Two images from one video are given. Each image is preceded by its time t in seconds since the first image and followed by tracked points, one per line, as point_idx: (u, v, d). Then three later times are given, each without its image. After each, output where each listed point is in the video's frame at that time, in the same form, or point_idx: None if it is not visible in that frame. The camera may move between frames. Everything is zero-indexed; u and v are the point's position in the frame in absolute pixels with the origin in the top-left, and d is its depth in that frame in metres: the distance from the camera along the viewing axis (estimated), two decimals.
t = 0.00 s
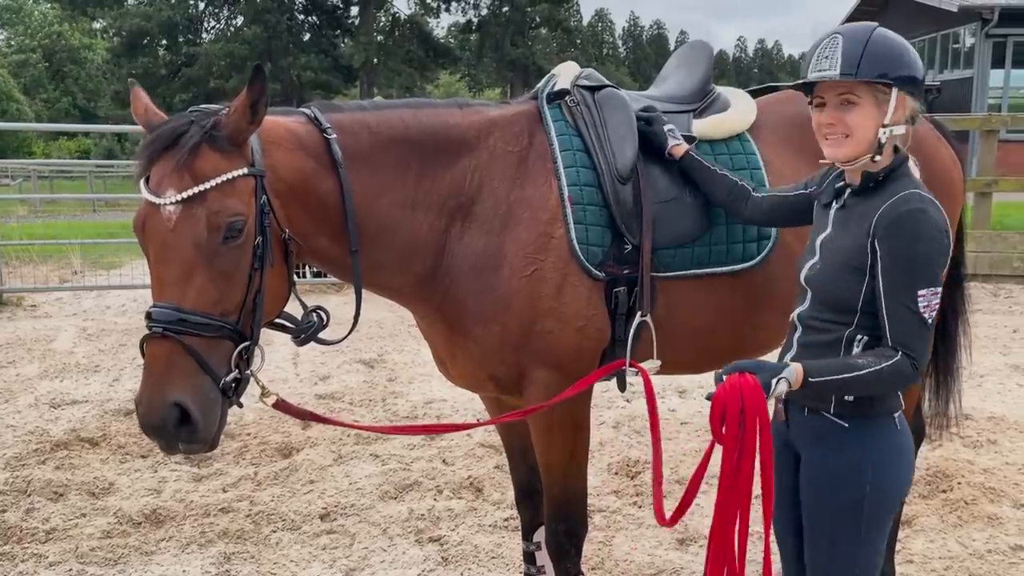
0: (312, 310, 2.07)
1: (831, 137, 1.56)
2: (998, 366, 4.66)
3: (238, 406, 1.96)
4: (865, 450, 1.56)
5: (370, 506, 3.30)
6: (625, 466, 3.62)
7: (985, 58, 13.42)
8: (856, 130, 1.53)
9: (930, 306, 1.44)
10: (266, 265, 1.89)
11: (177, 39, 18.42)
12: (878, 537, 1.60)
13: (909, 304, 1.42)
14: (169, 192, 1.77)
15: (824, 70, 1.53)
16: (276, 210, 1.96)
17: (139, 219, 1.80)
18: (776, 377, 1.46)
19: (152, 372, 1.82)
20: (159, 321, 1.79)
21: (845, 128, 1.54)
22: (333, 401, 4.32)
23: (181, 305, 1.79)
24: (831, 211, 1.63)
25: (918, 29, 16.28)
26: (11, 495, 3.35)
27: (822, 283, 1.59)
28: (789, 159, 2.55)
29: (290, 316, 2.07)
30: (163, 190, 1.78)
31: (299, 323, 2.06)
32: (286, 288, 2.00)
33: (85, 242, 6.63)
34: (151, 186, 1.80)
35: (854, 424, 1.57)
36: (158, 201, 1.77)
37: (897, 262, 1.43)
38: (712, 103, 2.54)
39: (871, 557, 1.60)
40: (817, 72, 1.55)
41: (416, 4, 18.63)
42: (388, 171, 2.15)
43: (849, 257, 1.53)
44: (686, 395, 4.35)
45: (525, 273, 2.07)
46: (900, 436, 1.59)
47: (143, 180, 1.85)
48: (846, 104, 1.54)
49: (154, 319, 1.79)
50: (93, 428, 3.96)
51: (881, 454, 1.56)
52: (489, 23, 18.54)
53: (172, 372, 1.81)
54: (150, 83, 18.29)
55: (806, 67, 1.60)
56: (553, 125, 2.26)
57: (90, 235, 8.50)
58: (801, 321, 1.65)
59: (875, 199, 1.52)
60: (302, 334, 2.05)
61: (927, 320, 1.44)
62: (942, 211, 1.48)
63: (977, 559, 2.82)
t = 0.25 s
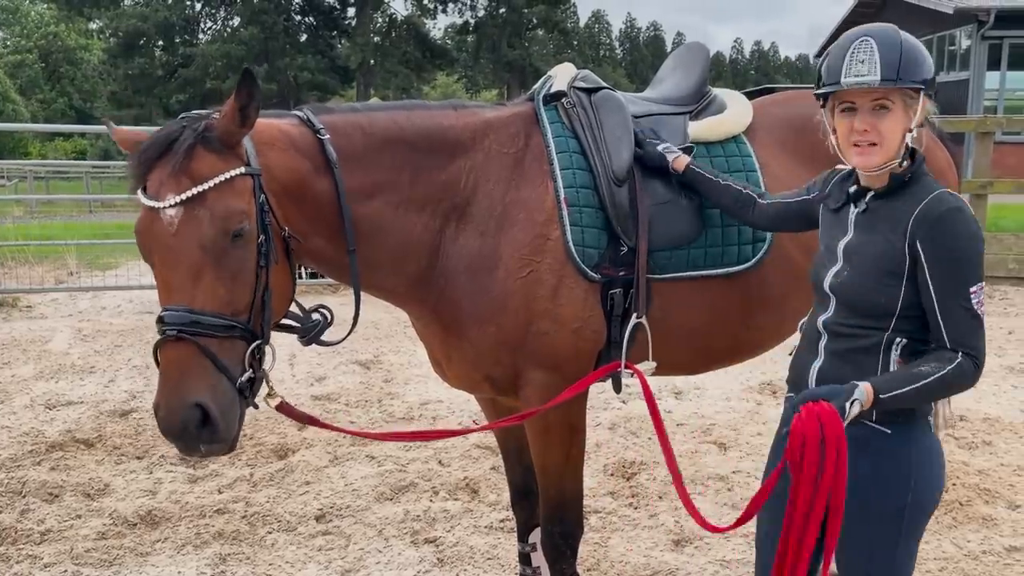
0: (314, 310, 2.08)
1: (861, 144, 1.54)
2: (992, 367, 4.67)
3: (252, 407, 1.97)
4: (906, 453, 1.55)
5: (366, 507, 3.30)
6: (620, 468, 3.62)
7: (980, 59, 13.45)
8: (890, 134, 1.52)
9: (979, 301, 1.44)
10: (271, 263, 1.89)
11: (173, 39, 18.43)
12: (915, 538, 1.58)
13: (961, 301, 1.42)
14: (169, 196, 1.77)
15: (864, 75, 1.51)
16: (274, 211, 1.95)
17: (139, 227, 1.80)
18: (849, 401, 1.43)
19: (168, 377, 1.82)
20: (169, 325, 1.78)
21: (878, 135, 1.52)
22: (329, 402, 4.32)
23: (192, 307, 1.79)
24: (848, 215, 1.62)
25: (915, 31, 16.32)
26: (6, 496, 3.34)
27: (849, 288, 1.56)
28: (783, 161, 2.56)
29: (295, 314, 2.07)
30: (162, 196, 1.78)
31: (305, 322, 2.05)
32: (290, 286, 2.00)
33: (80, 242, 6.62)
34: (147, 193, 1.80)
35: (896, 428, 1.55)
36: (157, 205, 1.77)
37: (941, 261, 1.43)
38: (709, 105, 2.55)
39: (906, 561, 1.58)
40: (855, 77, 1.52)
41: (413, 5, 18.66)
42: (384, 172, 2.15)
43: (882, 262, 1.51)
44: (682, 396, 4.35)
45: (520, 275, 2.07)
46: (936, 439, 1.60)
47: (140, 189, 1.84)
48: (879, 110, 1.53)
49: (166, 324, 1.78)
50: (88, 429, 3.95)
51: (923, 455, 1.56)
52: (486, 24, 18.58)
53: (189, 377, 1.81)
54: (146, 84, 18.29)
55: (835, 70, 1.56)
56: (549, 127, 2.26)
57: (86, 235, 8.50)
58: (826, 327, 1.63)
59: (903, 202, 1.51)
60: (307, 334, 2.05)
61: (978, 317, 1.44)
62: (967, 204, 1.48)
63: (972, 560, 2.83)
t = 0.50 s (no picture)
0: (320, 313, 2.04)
1: (873, 149, 1.54)
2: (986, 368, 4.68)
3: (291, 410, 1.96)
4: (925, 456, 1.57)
5: (361, 508, 3.30)
6: (616, 469, 3.63)
7: (975, 61, 13.49)
8: (901, 138, 1.52)
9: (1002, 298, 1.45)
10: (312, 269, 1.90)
11: (169, 40, 18.42)
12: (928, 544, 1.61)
13: (989, 300, 1.43)
14: (228, 202, 1.76)
15: (874, 80, 1.50)
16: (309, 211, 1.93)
17: (189, 233, 1.76)
18: (897, 409, 1.42)
19: (225, 383, 1.79)
20: (223, 332, 1.75)
21: (889, 140, 1.52)
22: (324, 404, 4.32)
23: (250, 316, 1.76)
24: (857, 216, 1.61)
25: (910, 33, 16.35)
26: None
27: (863, 292, 1.57)
28: (776, 162, 2.57)
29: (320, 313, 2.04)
30: (220, 202, 1.76)
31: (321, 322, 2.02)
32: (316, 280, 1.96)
33: (74, 243, 6.61)
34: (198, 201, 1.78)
35: (915, 433, 1.56)
36: (219, 212, 1.75)
37: (965, 262, 1.43)
38: (702, 107, 2.56)
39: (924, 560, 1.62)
40: (863, 82, 1.51)
41: (409, 7, 18.66)
42: (388, 172, 2.13)
43: (901, 265, 1.51)
44: (678, 398, 4.35)
45: (512, 275, 2.07)
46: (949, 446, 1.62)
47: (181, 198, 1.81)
48: (890, 113, 1.52)
49: (221, 332, 1.75)
50: (83, 430, 3.94)
51: (939, 464, 1.58)
52: (482, 26, 18.60)
53: (252, 384, 1.79)
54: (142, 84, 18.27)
55: (843, 73, 1.55)
56: (541, 128, 2.27)
57: (80, 236, 8.49)
58: (838, 332, 1.63)
59: (917, 203, 1.51)
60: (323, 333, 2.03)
61: (1003, 313, 1.45)
62: (981, 202, 1.49)
63: (967, 561, 2.83)
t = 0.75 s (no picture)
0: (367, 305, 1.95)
1: (868, 155, 1.54)
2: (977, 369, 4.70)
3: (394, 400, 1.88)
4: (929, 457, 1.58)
5: (354, 510, 3.29)
6: (610, 470, 3.63)
7: (968, 63, 13.55)
8: (897, 145, 1.52)
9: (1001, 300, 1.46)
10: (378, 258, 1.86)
11: (162, 41, 18.40)
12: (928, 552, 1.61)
13: (991, 303, 1.43)
14: (303, 206, 1.66)
15: (871, 86, 1.50)
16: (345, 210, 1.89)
17: (269, 240, 1.65)
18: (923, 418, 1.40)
19: (348, 385, 1.69)
20: (337, 335, 1.66)
21: (885, 146, 1.52)
22: (318, 405, 4.31)
23: (365, 310, 1.68)
24: (855, 222, 1.61)
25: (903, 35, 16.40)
26: None
27: (864, 297, 1.56)
28: (761, 165, 2.61)
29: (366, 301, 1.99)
30: (297, 208, 1.66)
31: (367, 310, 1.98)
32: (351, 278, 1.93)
33: (66, 244, 6.60)
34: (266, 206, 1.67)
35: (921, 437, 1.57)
36: (301, 217, 1.65)
37: (967, 268, 1.44)
38: (689, 109, 2.59)
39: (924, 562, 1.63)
40: (862, 88, 1.51)
41: (403, 8, 18.67)
42: (388, 172, 2.11)
43: (902, 270, 1.51)
44: (671, 399, 4.35)
45: (505, 276, 2.07)
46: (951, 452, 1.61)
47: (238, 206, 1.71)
48: (887, 120, 1.52)
49: (339, 333, 1.66)
50: (75, 432, 3.93)
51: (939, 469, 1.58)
52: (476, 27, 18.61)
53: (380, 379, 1.70)
54: (136, 85, 18.25)
55: (842, 79, 1.55)
56: (529, 129, 2.27)
57: (72, 237, 8.47)
58: (838, 336, 1.63)
59: (916, 209, 1.52)
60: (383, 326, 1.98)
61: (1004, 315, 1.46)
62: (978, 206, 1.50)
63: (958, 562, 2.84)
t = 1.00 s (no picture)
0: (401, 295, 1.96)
1: (855, 157, 1.54)
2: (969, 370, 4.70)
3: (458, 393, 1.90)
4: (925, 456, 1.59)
5: (346, 511, 3.29)
6: (602, 471, 3.63)
7: (960, 65, 13.60)
8: (884, 146, 1.52)
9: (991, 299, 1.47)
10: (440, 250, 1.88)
11: (155, 41, 18.37)
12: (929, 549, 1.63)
13: (981, 303, 1.44)
14: (394, 206, 1.66)
15: (858, 88, 1.50)
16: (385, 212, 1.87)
17: (362, 241, 1.63)
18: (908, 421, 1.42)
19: (434, 384, 1.70)
20: (429, 333, 1.67)
21: (872, 147, 1.52)
22: (310, 406, 4.31)
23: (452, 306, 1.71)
24: (843, 225, 1.61)
25: (895, 37, 16.46)
26: None
27: (856, 300, 1.56)
28: (747, 167, 2.62)
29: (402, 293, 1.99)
30: (390, 207, 1.66)
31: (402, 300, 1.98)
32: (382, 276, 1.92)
33: (56, 245, 6.58)
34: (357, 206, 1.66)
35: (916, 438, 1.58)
36: (394, 217, 1.65)
37: (956, 268, 1.44)
38: (678, 111, 2.61)
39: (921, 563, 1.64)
40: (849, 90, 1.51)
41: (397, 9, 18.68)
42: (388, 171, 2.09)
43: (892, 271, 1.51)
44: (664, 400, 4.35)
45: (499, 277, 2.08)
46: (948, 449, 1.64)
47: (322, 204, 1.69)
48: (874, 123, 1.53)
49: (431, 331, 1.67)
50: (66, 433, 3.91)
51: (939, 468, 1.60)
52: (469, 28, 18.64)
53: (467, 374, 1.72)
54: (128, 86, 18.21)
55: (830, 82, 1.55)
56: (519, 130, 2.27)
57: (64, 238, 8.44)
58: (832, 339, 1.62)
59: (904, 210, 1.52)
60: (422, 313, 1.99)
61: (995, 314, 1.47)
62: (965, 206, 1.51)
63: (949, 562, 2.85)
